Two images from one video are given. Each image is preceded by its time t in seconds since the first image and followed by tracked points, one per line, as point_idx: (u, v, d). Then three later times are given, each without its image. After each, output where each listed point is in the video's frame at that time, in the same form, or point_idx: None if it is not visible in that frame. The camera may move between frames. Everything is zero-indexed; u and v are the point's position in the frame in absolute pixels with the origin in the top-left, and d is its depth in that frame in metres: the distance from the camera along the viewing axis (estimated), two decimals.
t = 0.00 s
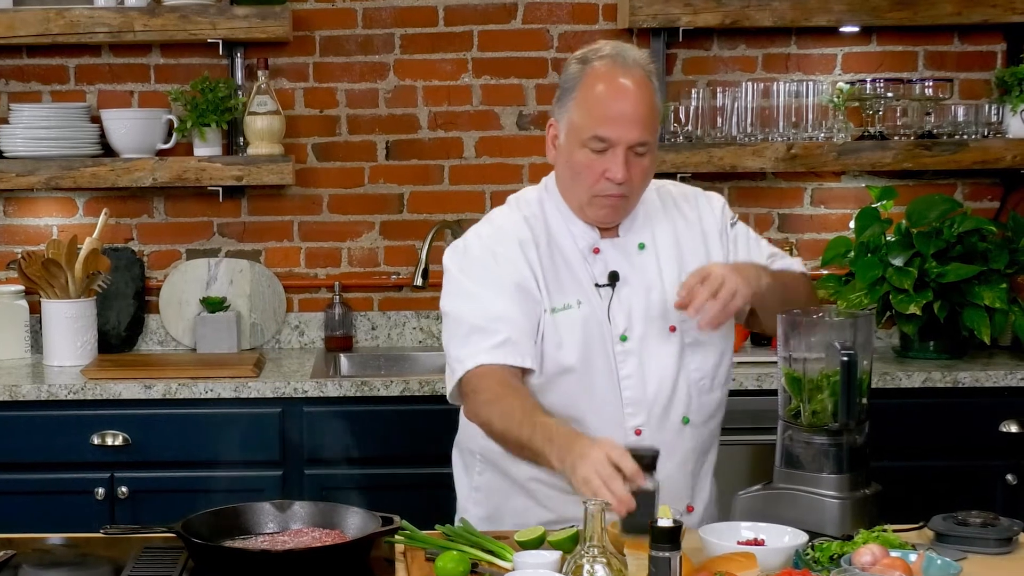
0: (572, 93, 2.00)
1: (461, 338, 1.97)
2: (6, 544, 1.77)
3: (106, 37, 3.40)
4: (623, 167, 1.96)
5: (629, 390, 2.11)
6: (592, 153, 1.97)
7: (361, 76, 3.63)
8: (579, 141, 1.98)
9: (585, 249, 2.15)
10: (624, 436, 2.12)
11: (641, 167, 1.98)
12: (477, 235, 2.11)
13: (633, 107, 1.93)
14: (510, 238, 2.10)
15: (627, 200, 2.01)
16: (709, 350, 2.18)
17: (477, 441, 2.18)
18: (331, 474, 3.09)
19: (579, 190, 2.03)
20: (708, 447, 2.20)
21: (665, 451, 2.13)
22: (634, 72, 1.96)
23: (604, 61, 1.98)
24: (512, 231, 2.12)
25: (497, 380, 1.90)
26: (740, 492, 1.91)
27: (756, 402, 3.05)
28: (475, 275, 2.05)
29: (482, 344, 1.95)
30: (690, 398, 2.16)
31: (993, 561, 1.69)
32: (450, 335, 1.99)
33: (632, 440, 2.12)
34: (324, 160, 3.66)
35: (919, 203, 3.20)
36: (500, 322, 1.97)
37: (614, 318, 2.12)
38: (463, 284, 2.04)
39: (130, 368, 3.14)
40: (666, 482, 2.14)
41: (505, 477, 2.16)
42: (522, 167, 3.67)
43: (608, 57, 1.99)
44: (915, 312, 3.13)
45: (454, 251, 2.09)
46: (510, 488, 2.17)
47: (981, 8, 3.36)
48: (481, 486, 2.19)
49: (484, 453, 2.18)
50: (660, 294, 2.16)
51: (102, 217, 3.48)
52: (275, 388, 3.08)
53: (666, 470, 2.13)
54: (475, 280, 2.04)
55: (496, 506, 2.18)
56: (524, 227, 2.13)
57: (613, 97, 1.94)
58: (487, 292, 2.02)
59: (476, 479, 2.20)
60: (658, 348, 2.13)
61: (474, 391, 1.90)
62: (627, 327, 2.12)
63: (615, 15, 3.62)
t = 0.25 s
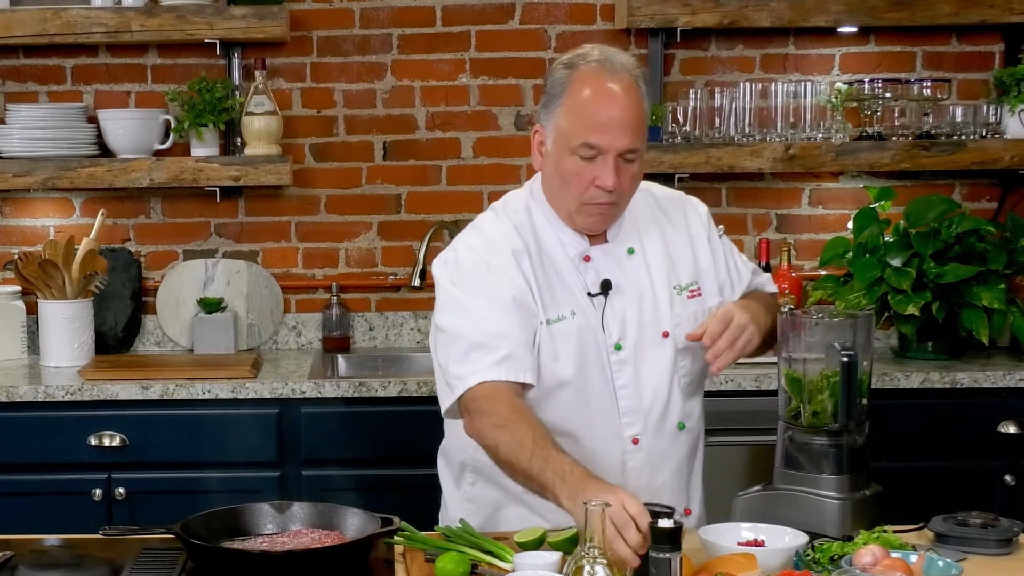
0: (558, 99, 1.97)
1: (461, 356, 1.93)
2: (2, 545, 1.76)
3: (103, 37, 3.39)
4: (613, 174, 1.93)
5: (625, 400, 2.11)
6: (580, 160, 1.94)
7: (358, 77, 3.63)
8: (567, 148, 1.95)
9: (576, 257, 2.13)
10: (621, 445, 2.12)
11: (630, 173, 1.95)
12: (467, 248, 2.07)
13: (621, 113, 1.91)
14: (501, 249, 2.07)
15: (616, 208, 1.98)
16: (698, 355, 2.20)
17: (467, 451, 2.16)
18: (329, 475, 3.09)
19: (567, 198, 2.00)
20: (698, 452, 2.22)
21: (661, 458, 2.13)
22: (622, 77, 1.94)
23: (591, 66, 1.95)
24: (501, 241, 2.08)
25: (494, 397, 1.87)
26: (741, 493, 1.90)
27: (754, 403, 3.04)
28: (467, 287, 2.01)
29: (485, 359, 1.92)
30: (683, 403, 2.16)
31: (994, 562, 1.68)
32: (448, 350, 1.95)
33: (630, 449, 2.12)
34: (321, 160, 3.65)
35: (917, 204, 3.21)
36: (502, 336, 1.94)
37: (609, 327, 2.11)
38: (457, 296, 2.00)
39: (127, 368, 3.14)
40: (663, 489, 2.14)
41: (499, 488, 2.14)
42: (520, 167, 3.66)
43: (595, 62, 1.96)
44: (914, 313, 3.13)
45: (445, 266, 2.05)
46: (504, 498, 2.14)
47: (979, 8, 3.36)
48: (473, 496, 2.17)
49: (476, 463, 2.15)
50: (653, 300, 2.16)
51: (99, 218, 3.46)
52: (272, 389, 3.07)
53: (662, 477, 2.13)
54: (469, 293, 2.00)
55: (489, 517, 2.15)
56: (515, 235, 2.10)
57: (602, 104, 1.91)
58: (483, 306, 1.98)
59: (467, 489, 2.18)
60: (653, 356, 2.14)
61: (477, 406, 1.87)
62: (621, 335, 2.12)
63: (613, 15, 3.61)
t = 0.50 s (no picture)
0: (553, 102, 1.96)
1: (449, 369, 1.91)
2: None
3: (100, 37, 3.39)
4: (609, 177, 1.92)
5: (625, 406, 2.11)
6: (577, 163, 1.94)
7: (356, 77, 3.62)
8: (563, 151, 1.94)
9: (573, 263, 2.12)
10: (622, 451, 2.11)
11: (628, 175, 1.95)
12: (462, 255, 2.05)
13: (617, 116, 1.90)
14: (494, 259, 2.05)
15: (612, 212, 1.97)
16: (695, 358, 2.20)
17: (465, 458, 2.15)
18: (326, 475, 3.08)
19: (563, 201, 1.99)
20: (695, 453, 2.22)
21: (661, 462, 2.13)
22: (617, 79, 1.93)
23: (586, 69, 1.95)
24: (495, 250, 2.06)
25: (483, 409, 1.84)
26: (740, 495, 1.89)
27: (752, 404, 3.04)
28: (461, 298, 1.99)
29: (471, 374, 1.89)
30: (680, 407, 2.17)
31: (995, 564, 1.68)
32: (438, 363, 1.93)
33: (630, 455, 2.12)
34: (318, 161, 3.64)
35: (916, 204, 3.18)
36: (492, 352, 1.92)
37: (608, 333, 2.10)
38: (450, 308, 1.98)
39: (124, 369, 3.13)
40: (663, 492, 2.14)
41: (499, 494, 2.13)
42: (518, 167, 3.66)
43: (590, 65, 1.96)
44: (912, 314, 3.13)
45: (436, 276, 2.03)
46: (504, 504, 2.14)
47: (978, 9, 3.36)
48: (472, 502, 2.17)
49: (475, 469, 2.14)
50: (650, 304, 2.16)
51: (96, 218, 3.46)
52: (270, 390, 3.06)
53: (662, 481, 2.14)
54: (460, 305, 1.98)
55: (488, 523, 2.15)
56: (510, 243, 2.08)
57: (598, 106, 1.91)
58: (475, 319, 1.96)
59: (466, 494, 2.18)
60: (651, 361, 2.14)
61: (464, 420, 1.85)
62: (620, 340, 2.11)
63: (611, 15, 3.61)
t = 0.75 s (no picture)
0: (554, 105, 1.96)
1: (469, 352, 1.87)
2: None
3: (97, 37, 3.38)
4: (612, 179, 1.92)
5: (625, 407, 2.11)
6: (579, 166, 1.93)
7: (352, 77, 3.62)
8: (565, 154, 1.94)
9: (574, 264, 2.12)
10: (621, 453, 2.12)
11: (629, 178, 1.94)
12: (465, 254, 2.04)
13: (619, 118, 1.90)
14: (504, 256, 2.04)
15: (613, 213, 1.97)
16: (693, 360, 2.20)
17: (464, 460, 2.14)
18: (323, 477, 3.08)
19: (563, 203, 1.99)
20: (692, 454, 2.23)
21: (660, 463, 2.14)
22: (618, 81, 1.93)
23: (587, 71, 1.94)
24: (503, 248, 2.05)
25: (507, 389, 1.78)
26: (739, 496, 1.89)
27: (750, 405, 3.04)
28: (474, 291, 1.97)
29: (493, 359, 1.85)
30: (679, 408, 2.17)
31: (994, 564, 1.67)
32: (456, 350, 1.89)
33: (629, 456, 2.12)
34: (315, 161, 3.64)
35: (913, 205, 3.19)
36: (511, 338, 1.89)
37: (608, 335, 2.10)
38: (464, 299, 1.95)
39: (121, 370, 3.12)
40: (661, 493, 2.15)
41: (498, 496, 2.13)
42: (515, 168, 3.65)
43: (591, 67, 1.95)
44: (910, 314, 3.12)
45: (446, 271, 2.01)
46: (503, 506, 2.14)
47: (976, 9, 3.35)
48: (470, 504, 2.16)
49: (474, 472, 2.14)
50: (649, 306, 2.16)
51: (92, 219, 3.45)
52: (267, 391, 3.05)
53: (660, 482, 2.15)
54: (474, 296, 1.96)
55: (487, 525, 2.15)
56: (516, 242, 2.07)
57: (600, 108, 1.90)
58: (490, 308, 1.94)
59: (463, 496, 2.17)
60: (651, 363, 2.14)
61: (485, 401, 1.80)
62: (621, 342, 2.12)
63: (608, 15, 3.61)
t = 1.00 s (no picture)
0: (561, 98, 1.98)
1: (464, 335, 1.88)
2: None
3: (92, 37, 3.37)
4: (618, 171, 1.93)
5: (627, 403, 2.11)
6: (586, 158, 1.95)
7: (349, 77, 3.61)
8: (571, 147, 1.96)
9: (576, 260, 2.13)
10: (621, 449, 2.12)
11: (635, 172, 1.96)
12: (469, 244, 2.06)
13: (625, 112, 1.92)
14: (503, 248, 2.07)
15: (619, 207, 1.99)
16: (695, 358, 2.21)
17: (464, 458, 2.15)
18: (320, 478, 3.07)
19: (569, 195, 2.01)
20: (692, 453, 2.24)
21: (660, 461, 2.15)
22: (625, 76, 1.95)
23: (593, 65, 1.97)
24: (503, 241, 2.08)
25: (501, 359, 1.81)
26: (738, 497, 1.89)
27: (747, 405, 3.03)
28: (473, 280, 1.98)
29: (485, 339, 1.86)
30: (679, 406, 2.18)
31: (992, 565, 1.67)
32: (452, 334, 1.90)
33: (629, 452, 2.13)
34: (312, 161, 3.63)
35: (910, 205, 3.19)
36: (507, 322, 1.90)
37: (610, 332, 2.12)
38: (463, 286, 1.97)
39: (117, 371, 3.11)
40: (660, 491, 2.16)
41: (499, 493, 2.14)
42: (511, 168, 3.65)
43: (597, 62, 1.97)
44: (907, 315, 3.12)
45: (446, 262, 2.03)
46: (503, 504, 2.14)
47: (973, 10, 3.35)
48: (470, 502, 2.17)
49: (474, 469, 2.14)
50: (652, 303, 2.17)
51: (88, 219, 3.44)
52: (263, 392, 3.05)
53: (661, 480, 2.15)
54: (473, 283, 1.97)
55: (486, 522, 2.15)
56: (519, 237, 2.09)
57: (607, 102, 1.92)
58: (488, 296, 1.94)
59: (463, 494, 2.18)
60: (652, 359, 2.15)
61: (478, 374, 1.81)
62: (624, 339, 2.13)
63: (605, 16, 3.60)
